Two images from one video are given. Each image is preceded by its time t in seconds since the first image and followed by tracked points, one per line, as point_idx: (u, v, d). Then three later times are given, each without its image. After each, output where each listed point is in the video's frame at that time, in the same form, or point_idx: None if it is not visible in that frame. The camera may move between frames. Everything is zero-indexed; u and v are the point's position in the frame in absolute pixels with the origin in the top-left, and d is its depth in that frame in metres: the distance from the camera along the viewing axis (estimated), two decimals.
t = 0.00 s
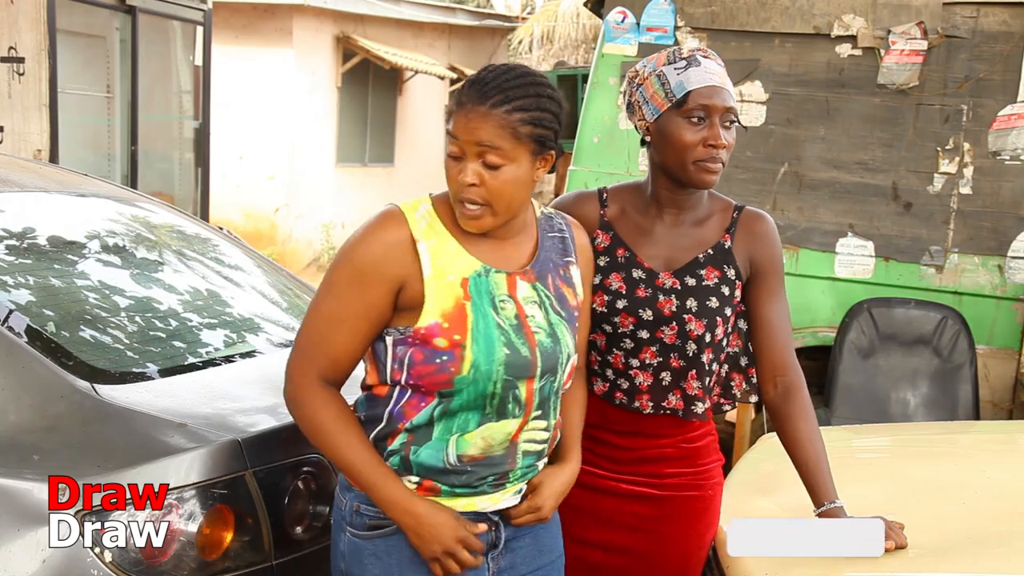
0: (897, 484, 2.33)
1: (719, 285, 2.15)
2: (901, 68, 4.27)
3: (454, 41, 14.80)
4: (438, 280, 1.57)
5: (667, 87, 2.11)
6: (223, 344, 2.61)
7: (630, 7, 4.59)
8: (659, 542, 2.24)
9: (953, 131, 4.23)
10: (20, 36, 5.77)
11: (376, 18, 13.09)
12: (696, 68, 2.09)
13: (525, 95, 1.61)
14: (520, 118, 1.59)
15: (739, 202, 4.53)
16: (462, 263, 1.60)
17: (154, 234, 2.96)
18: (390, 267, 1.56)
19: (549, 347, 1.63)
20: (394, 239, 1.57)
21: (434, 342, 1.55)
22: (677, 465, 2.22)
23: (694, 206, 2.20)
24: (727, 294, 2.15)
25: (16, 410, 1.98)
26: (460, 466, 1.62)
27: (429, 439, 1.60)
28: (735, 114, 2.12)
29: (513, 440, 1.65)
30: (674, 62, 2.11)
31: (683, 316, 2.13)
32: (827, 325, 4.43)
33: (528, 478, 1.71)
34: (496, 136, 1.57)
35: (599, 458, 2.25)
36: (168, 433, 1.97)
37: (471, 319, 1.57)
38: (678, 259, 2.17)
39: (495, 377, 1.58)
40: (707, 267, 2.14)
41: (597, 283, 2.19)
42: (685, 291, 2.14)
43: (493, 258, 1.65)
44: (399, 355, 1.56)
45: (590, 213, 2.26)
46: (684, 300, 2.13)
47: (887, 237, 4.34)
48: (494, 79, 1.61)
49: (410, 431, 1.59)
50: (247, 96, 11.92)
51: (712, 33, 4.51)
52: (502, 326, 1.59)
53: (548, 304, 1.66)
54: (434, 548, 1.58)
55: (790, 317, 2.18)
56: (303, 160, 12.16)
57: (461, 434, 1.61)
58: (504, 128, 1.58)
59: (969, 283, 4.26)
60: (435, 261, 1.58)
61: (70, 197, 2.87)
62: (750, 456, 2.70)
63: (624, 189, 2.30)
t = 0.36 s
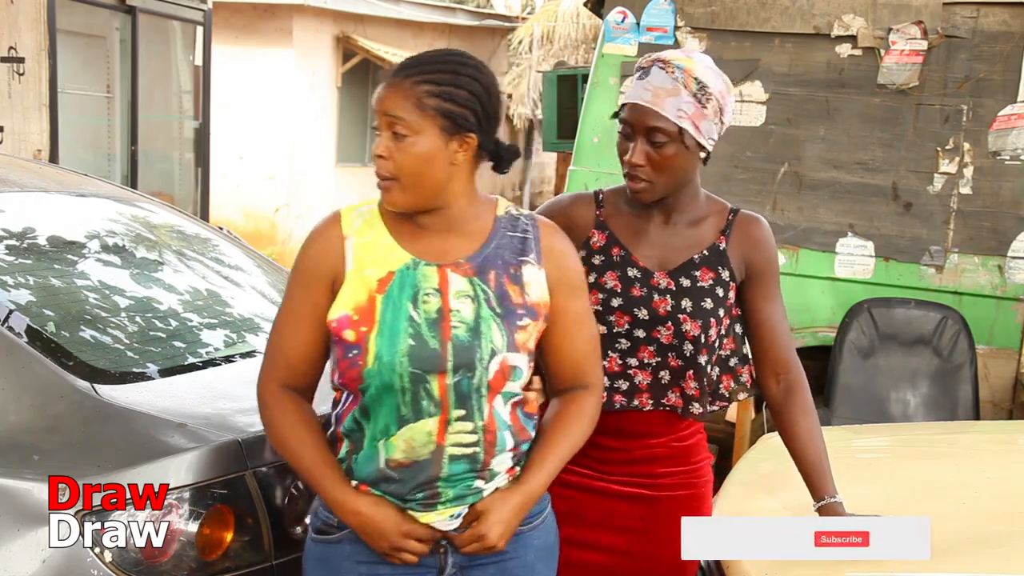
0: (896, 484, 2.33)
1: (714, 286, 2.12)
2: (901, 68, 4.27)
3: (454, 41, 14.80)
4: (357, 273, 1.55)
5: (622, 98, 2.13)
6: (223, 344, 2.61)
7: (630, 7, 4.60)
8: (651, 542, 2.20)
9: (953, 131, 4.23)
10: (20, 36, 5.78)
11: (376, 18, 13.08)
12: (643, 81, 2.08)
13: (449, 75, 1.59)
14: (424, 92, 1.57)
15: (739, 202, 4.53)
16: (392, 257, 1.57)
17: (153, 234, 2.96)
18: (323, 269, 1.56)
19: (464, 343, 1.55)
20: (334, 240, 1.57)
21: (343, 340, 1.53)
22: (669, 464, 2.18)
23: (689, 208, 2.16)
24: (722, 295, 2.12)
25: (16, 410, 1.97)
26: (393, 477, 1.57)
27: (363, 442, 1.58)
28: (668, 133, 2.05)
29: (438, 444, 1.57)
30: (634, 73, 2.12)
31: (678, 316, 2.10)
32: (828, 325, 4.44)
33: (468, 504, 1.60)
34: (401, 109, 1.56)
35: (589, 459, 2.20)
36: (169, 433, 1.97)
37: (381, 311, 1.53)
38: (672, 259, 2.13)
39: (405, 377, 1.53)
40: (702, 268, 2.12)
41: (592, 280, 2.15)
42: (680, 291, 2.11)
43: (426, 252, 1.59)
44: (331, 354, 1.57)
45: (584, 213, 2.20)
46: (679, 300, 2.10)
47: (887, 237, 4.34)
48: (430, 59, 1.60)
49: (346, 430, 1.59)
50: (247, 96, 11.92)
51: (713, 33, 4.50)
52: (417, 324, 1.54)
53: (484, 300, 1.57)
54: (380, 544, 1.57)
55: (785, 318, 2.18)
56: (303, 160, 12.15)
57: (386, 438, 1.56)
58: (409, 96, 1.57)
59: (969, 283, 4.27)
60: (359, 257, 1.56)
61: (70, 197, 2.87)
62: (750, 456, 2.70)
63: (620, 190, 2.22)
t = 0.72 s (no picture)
0: (897, 484, 2.33)
1: (644, 284, 1.94)
2: (901, 68, 4.26)
3: (453, 41, 14.79)
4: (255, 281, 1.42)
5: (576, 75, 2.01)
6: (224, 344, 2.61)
7: (630, 7, 4.61)
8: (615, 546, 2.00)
9: (953, 131, 4.23)
10: (20, 36, 5.77)
11: (376, 18, 13.08)
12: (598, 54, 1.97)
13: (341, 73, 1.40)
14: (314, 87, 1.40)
15: (739, 202, 4.53)
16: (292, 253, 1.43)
17: (153, 234, 2.96)
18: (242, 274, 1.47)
19: (333, 346, 1.33)
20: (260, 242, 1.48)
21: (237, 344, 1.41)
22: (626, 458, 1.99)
23: (621, 202, 1.99)
24: (653, 293, 1.95)
25: (16, 410, 1.97)
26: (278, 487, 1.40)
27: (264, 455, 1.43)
28: (612, 102, 1.91)
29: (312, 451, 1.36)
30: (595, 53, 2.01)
31: (603, 315, 1.93)
32: (828, 325, 4.44)
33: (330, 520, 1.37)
34: (285, 104, 1.39)
35: (540, 456, 2.02)
36: (168, 433, 2.00)
37: (264, 314, 1.38)
38: (600, 255, 1.96)
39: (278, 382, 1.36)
40: (631, 264, 1.94)
41: (524, 271, 1.99)
42: (607, 290, 1.94)
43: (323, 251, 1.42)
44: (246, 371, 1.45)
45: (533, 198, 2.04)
46: (605, 298, 1.93)
47: (888, 237, 4.35)
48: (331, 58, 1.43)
49: (257, 439, 1.47)
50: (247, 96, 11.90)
51: (712, 33, 4.50)
52: (295, 324, 1.35)
53: (367, 301, 1.35)
54: (256, 555, 1.40)
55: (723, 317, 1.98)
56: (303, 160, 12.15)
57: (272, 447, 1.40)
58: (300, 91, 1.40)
59: (969, 283, 4.27)
60: (266, 257, 1.44)
61: (70, 197, 2.87)
62: (752, 456, 2.69)
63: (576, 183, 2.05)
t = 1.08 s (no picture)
0: (913, 485, 2.33)
1: (662, 308, 1.94)
2: (909, 67, 4.25)
3: (460, 41, 14.78)
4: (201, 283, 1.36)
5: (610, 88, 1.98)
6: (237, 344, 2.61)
7: (637, 7, 4.58)
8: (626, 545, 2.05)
9: (963, 131, 4.22)
10: (30, 37, 5.79)
11: (382, 18, 13.12)
12: (633, 69, 1.94)
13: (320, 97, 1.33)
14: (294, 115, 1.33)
15: (750, 202, 4.53)
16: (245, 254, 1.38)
17: (165, 234, 2.96)
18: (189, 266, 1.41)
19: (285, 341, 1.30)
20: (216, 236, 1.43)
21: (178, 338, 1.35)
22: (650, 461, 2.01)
23: (654, 221, 1.99)
24: (672, 317, 1.95)
25: (31, 410, 1.98)
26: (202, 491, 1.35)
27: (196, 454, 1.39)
28: (645, 118, 1.88)
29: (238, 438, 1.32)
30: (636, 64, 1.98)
31: (617, 335, 1.95)
32: (840, 326, 4.45)
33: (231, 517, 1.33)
34: (304, 132, 1.32)
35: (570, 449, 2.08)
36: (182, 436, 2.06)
37: (214, 314, 1.33)
38: (624, 272, 1.98)
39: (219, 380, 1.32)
40: (652, 287, 1.94)
41: (554, 270, 2.03)
42: (625, 311, 1.95)
43: (275, 256, 1.38)
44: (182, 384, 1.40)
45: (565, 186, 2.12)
46: (621, 320, 1.95)
47: (899, 238, 4.35)
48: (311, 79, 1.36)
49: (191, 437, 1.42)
50: (253, 97, 11.91)
51: (720, 33, 4.50)
52: (245, 325, 1.32)
53: (320, 308, 1.32)
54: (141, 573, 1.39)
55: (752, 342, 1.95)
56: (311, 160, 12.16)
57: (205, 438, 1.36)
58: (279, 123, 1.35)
59: (981, 283, 4.27)
60: (214, 252, 1.38)
61: (82, 198, 2.88)
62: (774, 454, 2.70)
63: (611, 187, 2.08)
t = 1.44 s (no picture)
0: (1001, 495, 2.24)
1: (746, 310, 2.01)
2: (1005, 66, 4.10)
3: (542, 43, 14.83)
4: (290, 286, 1.62)
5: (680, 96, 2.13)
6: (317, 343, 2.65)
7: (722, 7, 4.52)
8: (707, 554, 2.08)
9: None
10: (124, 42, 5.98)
11: (466, 22, 13.24)
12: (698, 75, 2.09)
13: (390, 107, 1.62)
14: (371, 134, 1.61)
15: (833, 204, 4.43)
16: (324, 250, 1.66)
17: (249, 234, 3.03)
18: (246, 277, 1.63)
19: (388, 356, 1.60)
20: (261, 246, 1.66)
21: (277, 346, 1.60)
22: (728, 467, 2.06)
23: (728, 223, 2.08)
24: (756, 318, 2.02)
25: (120, 406, 2.05)
26: (327, 467, 1.59)
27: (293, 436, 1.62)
28: (707, 122, 2.02)
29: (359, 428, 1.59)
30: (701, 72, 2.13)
31: (702, 339, 2.02)
32: (927, 331, 4.33)
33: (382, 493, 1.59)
34: (407, 137, 1.60)
35: (642, 461, 2.13)
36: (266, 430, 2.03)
37: (310, 324, 1.60)
38: (705, 271, 2.06)
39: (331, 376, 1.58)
40: (735, 289, 2.02)
41: (631, 286, 2.11)
42: (708, 313, 2.02)
43: (349, 252, 1.66)
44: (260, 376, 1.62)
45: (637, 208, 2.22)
46: (705, 322, 2.02)
47: (990, 241, 4.20)
48: (381, 90, 1.64)
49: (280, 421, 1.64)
50: (337, 100, 12.14)
51: (807, 32, 4.41)
52: (339, 331, 1.60)
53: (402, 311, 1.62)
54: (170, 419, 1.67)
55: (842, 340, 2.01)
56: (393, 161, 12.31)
57: (314, 426, 1.60)
58: (362, 139, 1.62)
59: None
60: (290, 271, 1.63)
61: (171, 199, 2.97)
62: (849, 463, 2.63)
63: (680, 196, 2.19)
